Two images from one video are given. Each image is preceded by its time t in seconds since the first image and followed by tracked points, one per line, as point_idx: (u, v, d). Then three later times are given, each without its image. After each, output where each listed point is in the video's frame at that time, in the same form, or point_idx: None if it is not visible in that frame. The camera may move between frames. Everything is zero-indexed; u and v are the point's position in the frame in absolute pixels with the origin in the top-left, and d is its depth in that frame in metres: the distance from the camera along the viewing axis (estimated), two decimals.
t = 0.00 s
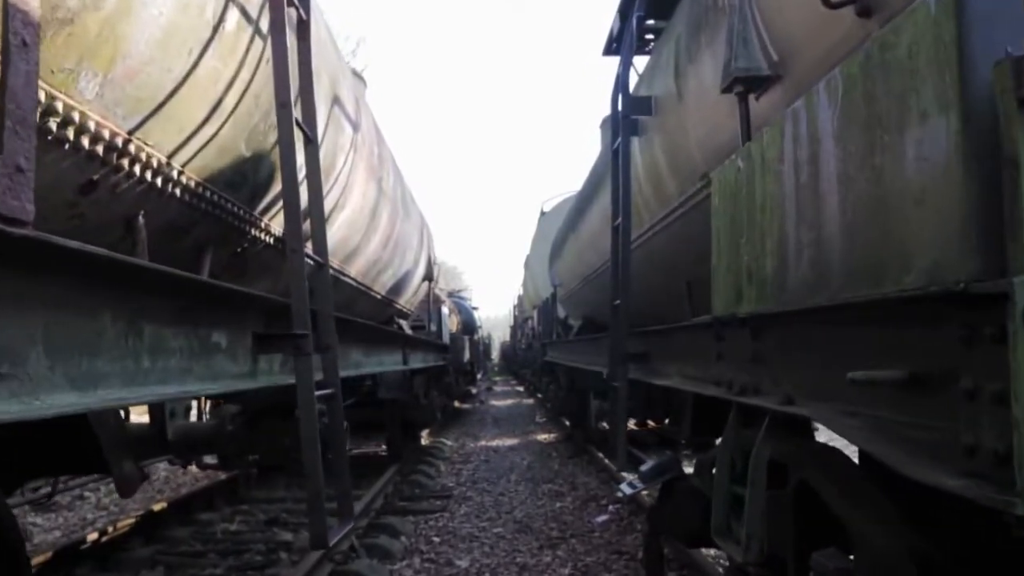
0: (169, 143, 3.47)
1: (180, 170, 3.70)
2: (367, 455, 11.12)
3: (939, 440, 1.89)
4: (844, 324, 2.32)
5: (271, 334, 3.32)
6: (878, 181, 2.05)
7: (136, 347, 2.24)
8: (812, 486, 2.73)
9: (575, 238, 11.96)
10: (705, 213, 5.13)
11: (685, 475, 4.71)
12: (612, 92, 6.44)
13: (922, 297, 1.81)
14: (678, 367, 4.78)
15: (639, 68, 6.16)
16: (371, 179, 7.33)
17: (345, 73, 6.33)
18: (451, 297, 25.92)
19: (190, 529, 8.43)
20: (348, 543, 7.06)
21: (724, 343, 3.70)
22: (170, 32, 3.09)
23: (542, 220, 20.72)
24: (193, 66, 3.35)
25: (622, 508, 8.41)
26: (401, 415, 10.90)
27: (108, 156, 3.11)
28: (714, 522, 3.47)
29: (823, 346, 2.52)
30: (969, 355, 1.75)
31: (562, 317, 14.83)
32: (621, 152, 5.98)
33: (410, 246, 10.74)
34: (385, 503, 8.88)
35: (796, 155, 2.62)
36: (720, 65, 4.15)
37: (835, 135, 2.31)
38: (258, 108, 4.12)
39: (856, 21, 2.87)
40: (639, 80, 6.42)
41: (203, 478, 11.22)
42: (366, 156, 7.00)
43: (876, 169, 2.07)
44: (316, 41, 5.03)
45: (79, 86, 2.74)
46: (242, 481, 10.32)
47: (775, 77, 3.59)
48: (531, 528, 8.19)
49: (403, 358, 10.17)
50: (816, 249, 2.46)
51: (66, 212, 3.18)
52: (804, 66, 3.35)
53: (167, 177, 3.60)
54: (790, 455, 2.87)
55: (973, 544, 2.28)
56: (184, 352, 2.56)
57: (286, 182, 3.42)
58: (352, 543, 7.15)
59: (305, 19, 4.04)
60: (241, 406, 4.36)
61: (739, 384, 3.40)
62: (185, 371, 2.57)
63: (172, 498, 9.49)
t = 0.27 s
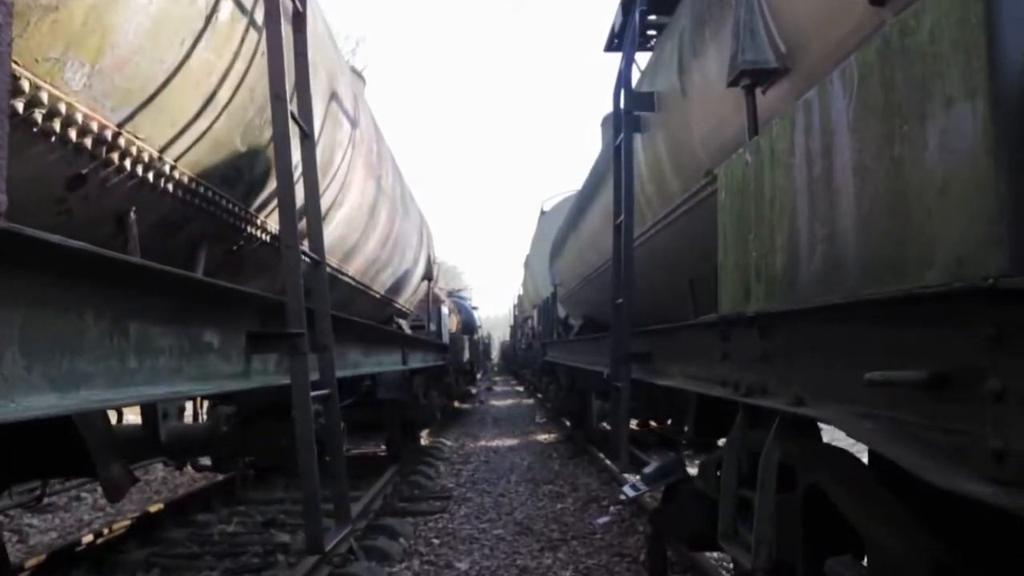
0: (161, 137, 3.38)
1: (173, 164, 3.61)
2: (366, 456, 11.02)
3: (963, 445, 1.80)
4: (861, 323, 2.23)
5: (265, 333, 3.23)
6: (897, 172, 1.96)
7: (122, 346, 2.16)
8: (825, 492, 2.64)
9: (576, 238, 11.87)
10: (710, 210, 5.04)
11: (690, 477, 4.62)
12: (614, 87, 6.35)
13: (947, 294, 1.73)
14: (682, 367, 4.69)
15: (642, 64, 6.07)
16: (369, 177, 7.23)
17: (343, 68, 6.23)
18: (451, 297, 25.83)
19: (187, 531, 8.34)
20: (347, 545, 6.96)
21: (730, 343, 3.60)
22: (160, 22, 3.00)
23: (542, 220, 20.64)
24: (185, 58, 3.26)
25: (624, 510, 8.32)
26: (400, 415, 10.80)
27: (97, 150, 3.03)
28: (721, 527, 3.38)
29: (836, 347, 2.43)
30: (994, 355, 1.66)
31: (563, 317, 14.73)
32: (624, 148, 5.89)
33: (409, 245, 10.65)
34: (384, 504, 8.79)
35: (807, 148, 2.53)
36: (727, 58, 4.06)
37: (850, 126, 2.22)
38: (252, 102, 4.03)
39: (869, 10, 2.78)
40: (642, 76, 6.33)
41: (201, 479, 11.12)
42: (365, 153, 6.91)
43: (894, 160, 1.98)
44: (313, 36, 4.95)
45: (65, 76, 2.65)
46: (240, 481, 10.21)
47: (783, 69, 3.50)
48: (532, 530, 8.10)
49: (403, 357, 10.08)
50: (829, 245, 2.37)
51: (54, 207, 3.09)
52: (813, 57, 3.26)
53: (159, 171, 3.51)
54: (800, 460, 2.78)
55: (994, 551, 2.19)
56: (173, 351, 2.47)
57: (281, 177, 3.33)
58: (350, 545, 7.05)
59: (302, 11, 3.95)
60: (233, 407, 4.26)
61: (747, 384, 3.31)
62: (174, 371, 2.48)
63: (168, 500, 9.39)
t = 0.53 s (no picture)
0: (152, 130, 3.30)
1: (165, 158, 3.52)
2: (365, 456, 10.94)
3: (985, 449, 1.71)
4: (876, 321, 2.14)
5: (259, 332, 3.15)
6: (919, 163, 1.88)
7: (106, 345, 2.07)
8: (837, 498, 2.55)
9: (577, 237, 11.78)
10: (714, 207, 4.95)
11: (694, 479, 4.53)
12: (616, 83, 6.27)
13: (972, 289, 1.64)
14: (686, 366, 4.60)
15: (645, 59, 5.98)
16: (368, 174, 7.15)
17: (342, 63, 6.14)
18: (451, 296, 25.74)
19: (184, 532, 8.26)
20: (345, 547, 6.87)
21: (737, 342, 3.52)
22: (151, 10, 2.91)
23: (543, 219, 20.55)
24: (176, 48, 3.18)
25: (626, 511, 8.23)
26: (400, 415, 10.71)
27: (85, 142, 2.94)
28: (727, 530, 3.29)
29: (849, 345, 2.34)
30: (1021, 354, 1.58)
31: (564, 316, 14.64)
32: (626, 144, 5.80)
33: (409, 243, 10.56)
34: (383, 505, 8.70)
35: (819, 140, 2.44)
36: (734, 51, 3.97)
37: (866, 115, 2.14)
38: (247, 96, 3.94)
39: None
40: (644, 72, 6.24)
41: (200, 480, 11.03)
42: (364, 149, 6.82)
43: (915, 151, 1.90)
44: (310, 29, 4.86)
45: (51, 65, 2.56)
46: (238, 482, 10.13)
47: (792, 61, 3.41)
48: (532, 531, 8.01)
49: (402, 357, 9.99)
50: (843, 240, 2.28)
51: (42, 202, 3.01)
52: (823, 48, 3.17)
53: (150, 165, 3.43)
54: (811, 465, 2.68)
55: (1016, 561, 2.09)
56: (161, 351, 2.39)
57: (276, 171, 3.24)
58: (348, 547, 6.96)
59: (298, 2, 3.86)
60: (226, 407, 4.17)
61: (754, 383, 3.22)
62: (162, 371, 2.39)
63: (165, 500, 9.31)
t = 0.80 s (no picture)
0: (144, 123, 3.21)
1: (157, 153, 3.44)
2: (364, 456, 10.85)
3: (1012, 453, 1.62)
4: (894, 319, 2.05)
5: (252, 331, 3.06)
6: (941, 152, 1.79)
7: (89, 343, 1.99)
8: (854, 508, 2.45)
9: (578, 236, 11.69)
10: (719, 203, 4.86)
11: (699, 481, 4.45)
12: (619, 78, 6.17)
13: (999, 284, 1.56)
14: (691, 366, 4.51)
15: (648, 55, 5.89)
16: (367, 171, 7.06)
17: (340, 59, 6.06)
18: (451, 296, 25.64)
19: (181, 534, 8.17)
20: (344, 549, 6.78)
21: (743, 341, 3.43)
22: None
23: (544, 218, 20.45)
24: (167, 39, 3.09)
25: (628, 512, 8.14)
26: (400, 415, 10.62)
27: (74, 136, 2.85)
28: (734, 534, 3.20)
29: (865, 344, 2.25)
30: None
31: (565, 316, 14.55)
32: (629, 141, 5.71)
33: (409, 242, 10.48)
34: (382, 506, 8.61)
35: (832, 132, 2.35)
36: (739, 44, 3.88)
37: (882, 104, 2.05)
38: (242, 90, 3.85)
39: None
40: (647, 68, 6.15)
41: (198, 480, 10.94)
42: (362, 146, 6.73)
43: (937, 140, 1.81)
44: (307, 22, 4.78)
45: (36, 54, 2.48)
46: (236, 482, 10.04)
47: (800, 53, 3.33)
48: (533, 533, 7.92)
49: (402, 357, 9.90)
50: (858, 234, 2.20)
51: (30, 196, 2.93)
52: (833, 38, 3.09)
53: (142, 160, 3.34)
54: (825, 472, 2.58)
55: None
56: (149, 349, 2.30)
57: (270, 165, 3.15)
58: (347, 548, 6.87)
59: None
60: (221, 405, 4.08)
61: (762, 384, 3.13)
62: (150, 371, 2.31)
63: (163, 501, 9.22)
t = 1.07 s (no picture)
0: (135, 116, 3.12)
1: (149, 147, 3.35)
2: (363, 457, 10.76)
3: None
4: (913, 316, 1.97)
5: (247, 329, 2.98)
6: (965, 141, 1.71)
7: (71, 341, 1.91)
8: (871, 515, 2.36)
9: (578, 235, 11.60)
10: (723, 200, 4.77)
11: (704, 482, 4.36)
12: (621, 73, 6.09)
13: None
14: (695, 366, 4.43)
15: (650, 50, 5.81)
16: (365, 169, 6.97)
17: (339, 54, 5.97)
18: (451, 296, 25.55)
19: (178, 535, 8.08)
20: (342, 551, 6.69)
21: (750, 340, 3.34)
22: None
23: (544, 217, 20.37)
24: (159, 29, 3.01)
25: (629, 513, 8.06)
26: (399, 416, 10.53)
27: (62, 128, 2.77)
28: (743, 539, 3.11)
29: (881, 343, 2.17)
30: None
31: (566, 315, 14.46)
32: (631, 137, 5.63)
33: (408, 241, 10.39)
34: (382, 507, 8.53)
35: (845, 124, 2.27)
36: (746, 37, 3.80)
37: (899, 92, 1.97)
38: (237, 83, 3.77)
39: None
40: (649, 63, 6.07)
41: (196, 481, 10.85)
42: (361, 143, 6.64)
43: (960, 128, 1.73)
44: (304, 16, 4.69)
45: (20, 41, 2.39)
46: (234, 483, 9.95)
47: (808, 45, 3.24)
48: (534, 534, 7.83)
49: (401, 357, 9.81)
50: (874, 228, 2.11)
51: (17, 190, 2.84)
52: (843, 29, 3.00)
53: (134, 154, 3.25)
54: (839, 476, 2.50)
55: None
56: (137, 348, 2.22)
57: (265, 158, 3.07)
58: (345, 550, 6.78)
59: None
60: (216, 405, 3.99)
61: (770, 384, 3.05)
62: (138, 370, 2.23)
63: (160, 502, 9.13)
